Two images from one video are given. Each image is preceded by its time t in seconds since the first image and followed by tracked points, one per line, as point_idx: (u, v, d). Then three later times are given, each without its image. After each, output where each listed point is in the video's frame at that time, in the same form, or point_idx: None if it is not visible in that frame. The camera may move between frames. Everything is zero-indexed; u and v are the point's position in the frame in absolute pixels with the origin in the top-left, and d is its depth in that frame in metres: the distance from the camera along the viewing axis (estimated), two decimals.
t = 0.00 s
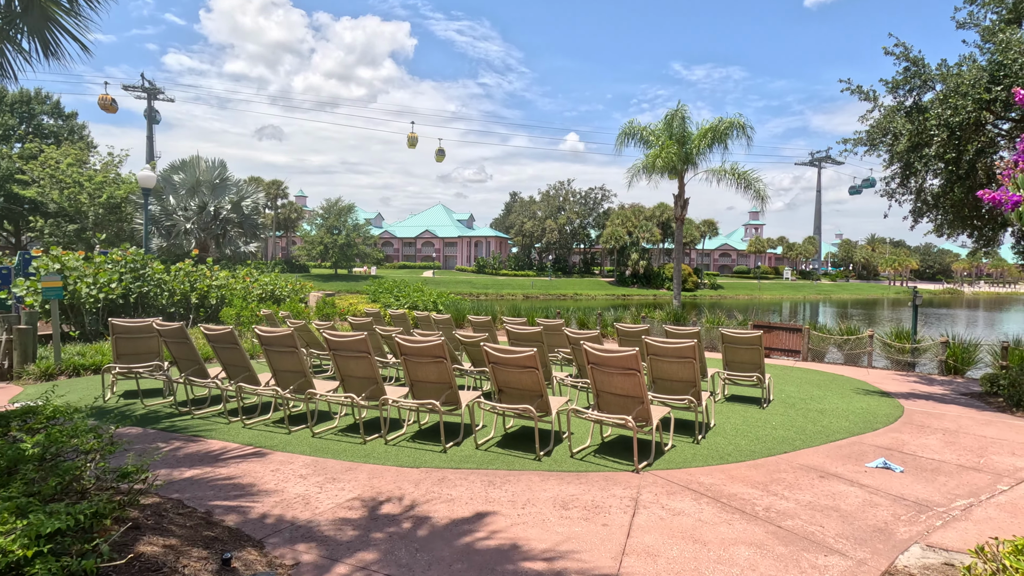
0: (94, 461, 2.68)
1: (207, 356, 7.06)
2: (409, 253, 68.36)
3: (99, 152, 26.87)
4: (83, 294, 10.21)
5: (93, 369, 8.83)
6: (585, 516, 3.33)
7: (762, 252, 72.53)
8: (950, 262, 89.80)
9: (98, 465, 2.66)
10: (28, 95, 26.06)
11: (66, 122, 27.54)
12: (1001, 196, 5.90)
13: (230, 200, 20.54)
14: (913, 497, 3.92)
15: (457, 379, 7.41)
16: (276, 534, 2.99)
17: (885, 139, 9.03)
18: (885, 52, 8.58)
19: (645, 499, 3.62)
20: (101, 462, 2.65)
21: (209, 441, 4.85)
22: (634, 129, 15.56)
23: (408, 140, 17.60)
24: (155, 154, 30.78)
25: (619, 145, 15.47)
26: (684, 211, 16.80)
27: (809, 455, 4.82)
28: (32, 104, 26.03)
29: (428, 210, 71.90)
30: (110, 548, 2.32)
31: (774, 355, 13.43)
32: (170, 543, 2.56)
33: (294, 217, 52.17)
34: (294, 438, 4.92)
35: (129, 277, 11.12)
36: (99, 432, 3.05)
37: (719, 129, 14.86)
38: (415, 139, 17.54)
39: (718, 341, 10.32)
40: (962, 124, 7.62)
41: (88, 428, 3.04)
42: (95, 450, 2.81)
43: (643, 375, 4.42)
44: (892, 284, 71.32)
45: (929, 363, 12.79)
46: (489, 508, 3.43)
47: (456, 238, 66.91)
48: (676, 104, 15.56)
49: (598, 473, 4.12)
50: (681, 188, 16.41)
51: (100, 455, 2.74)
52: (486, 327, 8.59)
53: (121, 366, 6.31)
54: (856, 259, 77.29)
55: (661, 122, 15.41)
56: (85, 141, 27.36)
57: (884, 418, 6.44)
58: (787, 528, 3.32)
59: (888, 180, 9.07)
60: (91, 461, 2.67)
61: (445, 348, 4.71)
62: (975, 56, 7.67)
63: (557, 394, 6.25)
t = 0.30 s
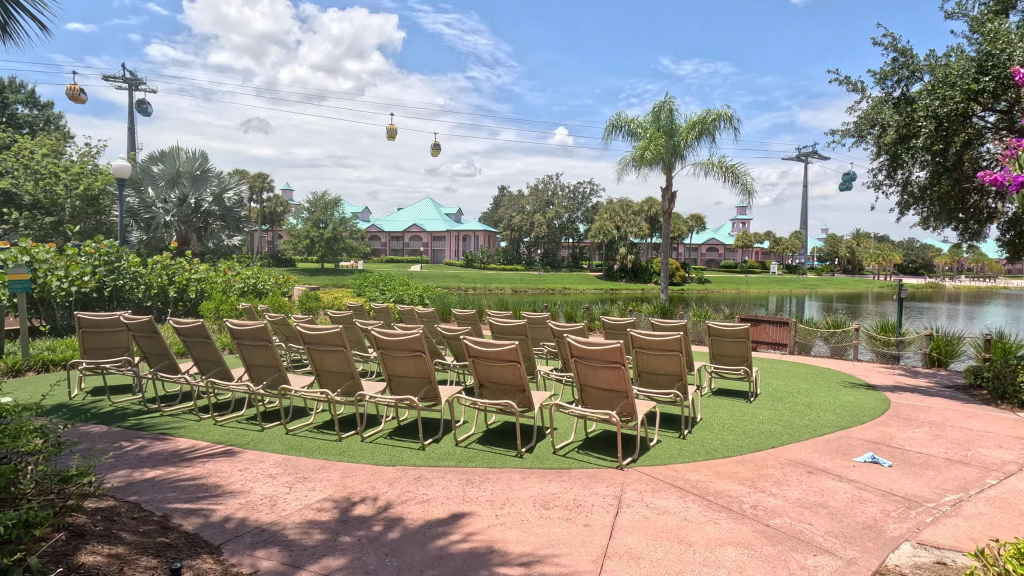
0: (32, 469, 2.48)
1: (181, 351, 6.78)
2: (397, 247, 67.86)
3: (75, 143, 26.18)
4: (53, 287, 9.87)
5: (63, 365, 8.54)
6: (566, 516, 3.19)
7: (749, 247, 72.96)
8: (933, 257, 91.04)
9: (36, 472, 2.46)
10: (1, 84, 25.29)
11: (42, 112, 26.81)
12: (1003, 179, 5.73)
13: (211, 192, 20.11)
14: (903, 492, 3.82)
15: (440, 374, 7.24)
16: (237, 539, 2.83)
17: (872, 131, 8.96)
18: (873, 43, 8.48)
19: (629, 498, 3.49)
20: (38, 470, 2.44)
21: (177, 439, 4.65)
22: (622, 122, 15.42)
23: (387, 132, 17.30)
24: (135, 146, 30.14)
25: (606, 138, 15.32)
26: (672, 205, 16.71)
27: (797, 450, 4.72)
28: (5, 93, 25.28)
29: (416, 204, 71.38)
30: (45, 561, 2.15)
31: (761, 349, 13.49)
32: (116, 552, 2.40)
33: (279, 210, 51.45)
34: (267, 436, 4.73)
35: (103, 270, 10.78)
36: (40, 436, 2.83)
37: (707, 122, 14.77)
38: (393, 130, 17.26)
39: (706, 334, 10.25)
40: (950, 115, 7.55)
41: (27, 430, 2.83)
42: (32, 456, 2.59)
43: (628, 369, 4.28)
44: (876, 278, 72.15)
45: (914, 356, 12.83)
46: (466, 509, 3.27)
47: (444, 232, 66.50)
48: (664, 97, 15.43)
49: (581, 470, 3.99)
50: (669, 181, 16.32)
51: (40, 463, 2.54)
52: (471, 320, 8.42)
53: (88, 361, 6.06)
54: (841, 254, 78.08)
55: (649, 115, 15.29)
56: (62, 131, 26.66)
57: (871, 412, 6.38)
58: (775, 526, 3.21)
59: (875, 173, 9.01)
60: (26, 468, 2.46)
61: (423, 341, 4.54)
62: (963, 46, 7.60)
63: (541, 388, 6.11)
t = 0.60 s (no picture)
0: None
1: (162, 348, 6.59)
2: (392, 243, 67.50)
3: (64, 136, 25.75)
4: (35, 283, 9.63)
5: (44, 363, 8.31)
6: (557, 525, 3.02)
7: (744, 243, 72.93)
8: (927, 253, 91.32)
9: None
10: None
11: (29, 105, 26.34)
12: None
13: (201, 187, 19.80)
14: (908, 496, 3.67)
15: (431, 371, 7.06)
16: (205, 552, 2.65)
17: (872, 124, 8.80)
18: (873, 34, 8.30)
19: (625, 504, 3.32)
20: None
21: (153, 441, 4.46)
22: (618, 115, 15.22)
23: (374, 126, 17.04)
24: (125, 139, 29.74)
25: (602, 132, 15.13)
26: (669, 200, 16.54)
27: (798, 451, 4.57)
28: None
29: (411, 199, 71.02)
30: None
31: (757, 346, 13.26)
32: (67, 571, 2.23)
33: (273, 206, 50.99)
34: (248, 437, 4.54)
35: (88, 265, 10.54)
36: None
37: (703, 116, 14.60)
38: (381, 125, 17.01)
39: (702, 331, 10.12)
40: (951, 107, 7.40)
41: None
42: None
43: (623, 368, 4.11)
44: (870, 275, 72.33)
45: (911, 352, 12.71)
46: (452, 516, 3.10)
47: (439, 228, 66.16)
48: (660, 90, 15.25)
49: (574, 474, 3.82)
50: (665, 176, 16.15)
51: None
52: (463, 317, 8.23)
53: (64, 359, 5.84)
54: (836, 250, 78.20)
55: (645, 108, 15.10)
56: (50, 125, 26.26)
57: (871, 410, 6.24)
58: (777, 534, 3.05)
59: (874, 167, 8.86)
60: None
61: (410, 339, 4.36)
62: (965, 37, 7.44)
63: (534, 387, 5.94)
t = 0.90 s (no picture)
0: None
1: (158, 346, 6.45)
2: (397, 241, 67.41)
3: (68, 134, 25.71)
4: (32, 279, 9.53)
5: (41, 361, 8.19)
6: (563, 536, 2.82)
7: (751, 241, 72.37)
8: (936, 251, 90.39)
9: None
10: None
11: (34, 103, 26.31)
12: None
13: (205, 183, 19.69)
14: (936, 505, 3.45)
15: (433, 371, 6.88)
16: (185, 565, 2.48)
17: (888, 116, 8.53)
18: (890, 22, 8.04)
19: (634, 514, 3.12)
20: None
21: (143, 443, 4.30)
22: (625, 110, 14.97)
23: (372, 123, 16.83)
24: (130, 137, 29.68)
25: (609, 127, 14.88)
26: (676, 197, 16.28)
27: (815, 456, 4.35)
28: None
29: (417, 197, 70.91)
30: None
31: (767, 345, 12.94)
32: None
33: (278, 204, 50.95)
34: (240, 439, 4.38)
35: (87, 262, 10.43)
36: None
37: (712, 110, 14.33)
38: (375, 122, 16.86)
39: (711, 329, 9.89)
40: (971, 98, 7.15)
41: None
42: None
43: (632, 368, 3.90)
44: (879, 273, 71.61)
45: (924, 352, 12.40)
46: (450, 527, 2.91)
47: (444, 226, 66.01)
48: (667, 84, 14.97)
49: (580, 480, 3.63)
50: (672, 172, 15.88)
51: None
52: (466, 314, 8.05)
53: (57, 357, 5.70)
54: (844, 248, 77.54)
55: (652, 103, 14.83)
56: (55, 123, 26.25)
57: (888, 412, 6.00)
58: (798, 548, 2.84)
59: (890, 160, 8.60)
60: None
61: (408, 337, 4.17)
62: (987, 25, 7.18)
63: (538, 387, 5.75)
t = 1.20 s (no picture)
0: None
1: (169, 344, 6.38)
2: (413, 239, 67.55)
3: (90, 133, 26.07)
4: (50, 276, 9.59)
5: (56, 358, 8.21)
6: (582, 553, 2.64)
7: (770, 238, 71.19)
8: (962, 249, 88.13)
9: None
10: (16, 72, 25.19)
11: (57, 102, 26.70)
12: None
13: (222, 181, 19.79)
14: (984, 522, 3.20)
15: (447, 370, 6.73)
16: None
17: (921, 107, 8.17)
18: (924, 8, 7.68)
19: (658, 529, 2.93)
20: None
21: (150, 444, 4.20)
22: (643, 105, 14.68)
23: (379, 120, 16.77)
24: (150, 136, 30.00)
25: (627, 122, 14.59)
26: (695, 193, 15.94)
27: (849, 465, 4.10)
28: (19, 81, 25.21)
29: (432, 195, 70.99)
30: None
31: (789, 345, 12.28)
32: None
33: (295, 201, 51.30)
34: (248, 441, 4.26)
35: (104, 258, 10.48)
36: None
37: (733, 104, 13.96)
38: (381, 119, 16.81)
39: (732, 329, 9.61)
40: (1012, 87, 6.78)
41: None
42: None
43: (655, 372, 3.69)
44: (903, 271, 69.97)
45: (955, 353, 11.94)
46: (462, 541, 2.74)
47: (459, 223, 65.95)
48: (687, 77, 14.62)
49: (599, 489, 3.44)
50: (692, 168, 15.54)
51: None
52: (480, 313, 7.90)
53: (68, 355, 5.65)
54: (866, 245, 75.93)
55: (672, 97, 14.51)
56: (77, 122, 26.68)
57: (923, 418, 5.70)
58: (837, 569, 2.62)
59: (922, 153, 8.23)
60: None
61: (419, 337, 4.01)
62: None
63: (554, 388, 5.57)
